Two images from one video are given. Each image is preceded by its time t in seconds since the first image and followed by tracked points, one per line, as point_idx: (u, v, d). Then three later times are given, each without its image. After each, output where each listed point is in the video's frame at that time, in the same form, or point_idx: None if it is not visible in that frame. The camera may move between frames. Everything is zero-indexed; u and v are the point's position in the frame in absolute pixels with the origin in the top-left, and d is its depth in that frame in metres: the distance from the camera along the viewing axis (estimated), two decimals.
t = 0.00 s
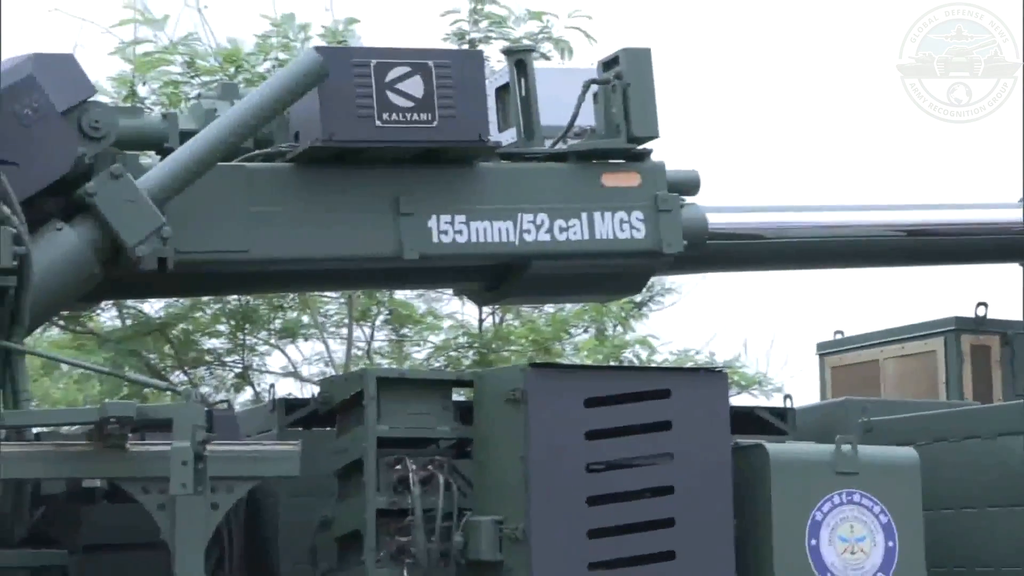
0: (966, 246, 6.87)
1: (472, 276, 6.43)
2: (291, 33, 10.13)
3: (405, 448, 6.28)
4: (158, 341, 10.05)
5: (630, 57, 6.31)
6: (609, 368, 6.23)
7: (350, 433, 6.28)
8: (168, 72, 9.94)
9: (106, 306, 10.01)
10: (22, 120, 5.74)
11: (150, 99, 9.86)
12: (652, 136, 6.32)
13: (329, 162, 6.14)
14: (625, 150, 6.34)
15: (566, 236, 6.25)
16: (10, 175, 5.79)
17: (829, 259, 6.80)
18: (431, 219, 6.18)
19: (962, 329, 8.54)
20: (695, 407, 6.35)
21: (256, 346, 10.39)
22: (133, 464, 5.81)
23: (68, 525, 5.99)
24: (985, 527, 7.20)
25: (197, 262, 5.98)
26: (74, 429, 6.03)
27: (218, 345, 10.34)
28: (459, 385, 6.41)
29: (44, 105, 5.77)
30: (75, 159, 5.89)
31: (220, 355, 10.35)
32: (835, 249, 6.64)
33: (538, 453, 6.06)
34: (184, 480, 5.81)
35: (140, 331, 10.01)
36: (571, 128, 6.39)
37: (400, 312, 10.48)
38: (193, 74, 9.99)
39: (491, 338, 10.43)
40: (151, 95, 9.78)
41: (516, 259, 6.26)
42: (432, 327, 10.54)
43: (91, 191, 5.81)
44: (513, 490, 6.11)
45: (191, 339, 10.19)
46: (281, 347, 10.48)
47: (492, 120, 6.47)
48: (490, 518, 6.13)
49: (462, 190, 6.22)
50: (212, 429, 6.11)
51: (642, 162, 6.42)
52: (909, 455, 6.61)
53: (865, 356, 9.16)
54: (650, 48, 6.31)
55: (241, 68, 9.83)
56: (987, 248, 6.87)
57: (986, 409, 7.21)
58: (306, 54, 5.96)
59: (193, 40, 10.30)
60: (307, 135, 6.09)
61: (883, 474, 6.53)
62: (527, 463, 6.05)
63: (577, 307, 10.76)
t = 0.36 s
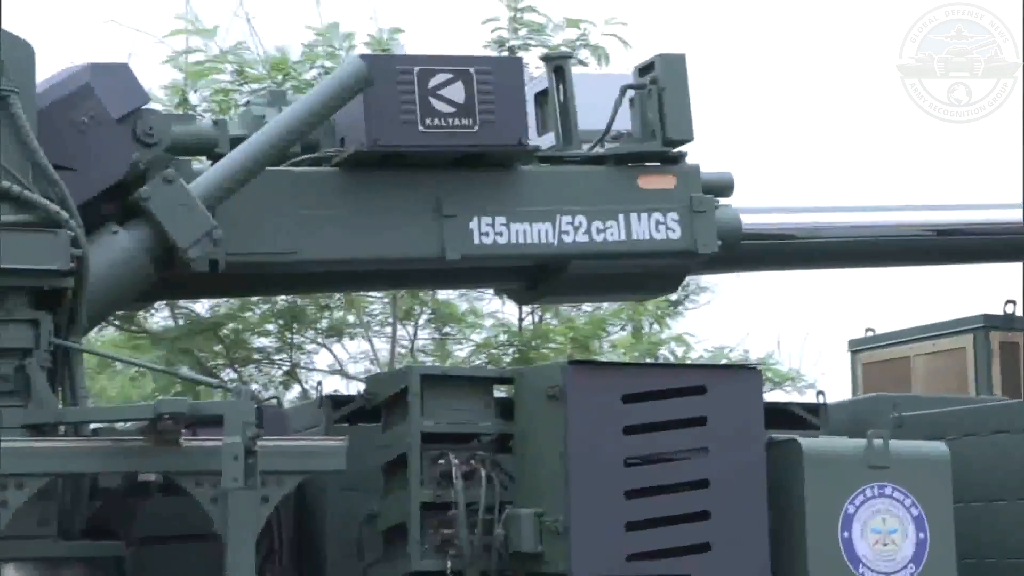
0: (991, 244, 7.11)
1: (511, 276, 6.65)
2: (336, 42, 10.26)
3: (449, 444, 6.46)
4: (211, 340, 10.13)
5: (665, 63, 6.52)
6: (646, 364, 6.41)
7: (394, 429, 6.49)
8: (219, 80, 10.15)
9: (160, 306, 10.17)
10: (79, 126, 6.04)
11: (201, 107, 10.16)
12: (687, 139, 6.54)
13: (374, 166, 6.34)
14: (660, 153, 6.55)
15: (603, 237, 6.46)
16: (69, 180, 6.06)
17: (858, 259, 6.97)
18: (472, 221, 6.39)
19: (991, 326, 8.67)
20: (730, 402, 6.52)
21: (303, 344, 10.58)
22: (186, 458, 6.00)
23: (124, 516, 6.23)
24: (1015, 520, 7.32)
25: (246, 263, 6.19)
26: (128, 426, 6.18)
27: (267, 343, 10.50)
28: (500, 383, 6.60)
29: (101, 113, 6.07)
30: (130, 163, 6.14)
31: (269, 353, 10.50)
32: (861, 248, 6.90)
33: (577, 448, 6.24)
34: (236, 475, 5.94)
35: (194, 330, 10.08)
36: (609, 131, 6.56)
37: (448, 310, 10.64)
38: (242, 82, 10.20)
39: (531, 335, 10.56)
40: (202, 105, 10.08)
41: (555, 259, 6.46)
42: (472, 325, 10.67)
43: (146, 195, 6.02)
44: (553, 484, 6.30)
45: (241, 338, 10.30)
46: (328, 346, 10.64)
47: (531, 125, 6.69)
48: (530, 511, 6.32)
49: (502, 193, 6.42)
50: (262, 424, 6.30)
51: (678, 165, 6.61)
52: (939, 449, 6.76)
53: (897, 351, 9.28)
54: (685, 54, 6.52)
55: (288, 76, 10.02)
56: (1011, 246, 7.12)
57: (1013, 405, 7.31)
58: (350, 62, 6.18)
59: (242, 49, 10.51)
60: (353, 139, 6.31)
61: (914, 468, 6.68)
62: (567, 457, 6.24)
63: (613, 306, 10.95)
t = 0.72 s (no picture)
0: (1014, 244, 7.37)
1: (550, 275, 6.85)
2: (380, 50, 10.49)
3: (492, 439, 6.67)
4: (261, 339, 10.28)
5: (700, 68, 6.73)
6: (682, 361, 6.59)
7: (437, 425, 6.70)
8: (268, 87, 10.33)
9: (212, 305, 10.32)
10: (134, 132, 6.28)
11: (250, 113, 10.28)
12: (722, 142, 6.73)
13: (418, 169, 6.55)
14: (695, 156, 6.74)
15: (640, 238, 6.68)
16: (125, 185, 6.28)
17: (886, 258, 7.22)
18: (513, 223, 6.60)
19: (1020, 321, 8.81)
20: (765, 398, 6.70)
21: (350, 342, 10.72)
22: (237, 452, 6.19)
23: (176, 509, 6.45)
24: None
25: (295, 264, 6.43)
26: (180, 422, 6.41)
27: (315, 341, 10.62)
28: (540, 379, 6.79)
29: (156, 120, 6.32)
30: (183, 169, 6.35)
31: (317, 351, 10.63)
32: (887, 248, 7.16)
33: (616, 442, 6.43)
34: (286, 469, 6.16)
35: (244, 328, 10.24)
36: (645, 135, 6.76)
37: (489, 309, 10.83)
38: (290, 89, 10.35)
39: (570, 333, 10.73)
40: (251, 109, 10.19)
41: (594, 259, 6.67)
42: (514, 323, 10.89)
43: (199, 200, 6.21)
44: (592, 477, 6.49)
45: (289, 338, 10.40)
46: (373, 344, 10.81)
47: (569, 129, 6.87)
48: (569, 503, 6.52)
49: (542, 196, 6.63)
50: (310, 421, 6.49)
51: (712, 167, 6.79)
52: (969, 443, 6.92)
53: (930, 348, 9.40)
54: (718, 59, 6.75)
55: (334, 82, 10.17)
56: None
57: None
58: (395, 68, 6.37)
59: (289, 56, 10.72)
60: (398, 144, 6.53)
61: (945, 461, 6.85)
62: (606, 451, 6.43)
63: (650, 304, 11.20)
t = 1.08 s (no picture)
0: None
1: (588, 273, 7.05)
2: (423, 55, 10.69)
3: (533, 433, 6.87)
4: (309, 335, 10.47)
5: (734, 71, 6.89)
6: (717, 356, 6.77)
7: (479, 418, 6.91)
8: (314, 92, 10.54)
9: (261, 303, 10.51)
10: (186, 136, 6.51)
11: (298, 117, 10.47)
12: (756, 142, 6.90)
13: (459, 170, 6.76)
14: (729, 156, 6.92)
15: (676, 236, 6.86)
16: (177, 187, 6.51)
17: (915, 253, 7.41)
18: (552, 222, 6.79)
19: None
20: (798, 391, 6.88)
21: (394, 339, 10.88)
22: (284, 446, 6.39)
23: (230, 500, 6.69)
24: None
25: (342, 263, 6.63)
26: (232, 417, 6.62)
27: (361, 338, 10.79)
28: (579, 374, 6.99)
29: (207, 124, 6.55)
30: (233, 173, 6.55)
31: (363, 348, 10.80)
32: (917, 245, 7.37)
33: (654, 435, 6.61)
34: (334, 461, 6.38)
35: (293, 326, 10.44)
36: (680, 136, 6.95)
37: (529, 307, 11.08)
38: (336, 93, 10.58)
39: (608, 330, 10.92)
40: (299, 113, 10.38)
41: (631, 258, 6.86)
42: (554, 320, 11.11)
43: (248, 201, 6.44)
44: (631, 469, 6.67)
45: (336, 334, 10.60)
46: (417, 340, 10.99)
47: (607, 131, 7.08)
48: (609, 495, 6.69)
49: (580, 196, 6.82)
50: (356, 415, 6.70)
51: (746, 167, 6.99)
52: (999, 435, 7.09)
53: (961, 342, 9.53)
54: (752, 62, 6.90)
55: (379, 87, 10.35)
56: None
57: None
58: (437, 73, 6.58)
59: (334, 61, 10.93)
60: (440, 146, 6.73)
61: (976, 454, 7.01)
62: (644, 444, 6.61)
63: (686, 301, 11.35)
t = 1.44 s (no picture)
0: None
1: (627, 270, 7.27)
2: (466, 61, 10.95)
3: (574, 425, 7.09)
4: (357, 331, 10.69)
5: (768, 73, 7.08)
6: (752, 350, 6.97)
7: (521, 411, 7.14)
8: (361, 97, 10.79)
9: (311, 300, 10.74)
10: (238, 140, 6.74)
11: (346, 121, 10.71)
12: (789, 143, 7.10)
13: (502, 172, 7.00)
14: (763, 156, 7.12)
15: (712, 234, 7.07)
16: (230, 189, 6.75)
17: (943, 250, 7.65)
18: (592, 221, 7.01)
19: None
20: (831, 385, 7.07)
21: (439, 334, 11.08)
22: (335, 437, 6.63)
23: (283, 491, 6.94)
24: None
25: (389, 262, 6.87)
26: (284, 409, 6.86)
27: (406, 334, 10.97)
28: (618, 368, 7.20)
29: (258, 128, 6.78)
30: (284, 175, 6.82)
31: (410, 342, 10.97)
32: (946, 241, 7.60)
33: (691, 427, 6.82)
34: (381, 453, 6.56)
35: (341, 322, 10.68)
36: (716, 137, 7.16)
37: (569, 305, 11.28)
38: (381, 98, 10.80)
39: (646, 326, 11.13)
40: (346, 117, 10.62)
41: (668, 256, 7.07)
42: (593, 315, 11.32)
43: (298, 202, 6.65)
44: (669, 461, 6.88)
45: (383, 330, 10.82)
46: (461, 336, 11.22)
47: (645, 132, 7.30)
48: (649, 486, 6.86)
49: (618, 196, 7.05)
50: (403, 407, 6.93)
51: (780, 166, 7.21)
52: None
53: (991, 336, 9.70)
54: (786, 64, 7.09)
55: (423, 91, 10.59)
56: None
57: None
58: (480, 78, 6.80)
59: (380, 67, 11.17)
60: (482, 148, 6.95)
61: (1004, 445, 7.23)
62: (682, 436, 6.82)
63: (721, 297, 11.55)
